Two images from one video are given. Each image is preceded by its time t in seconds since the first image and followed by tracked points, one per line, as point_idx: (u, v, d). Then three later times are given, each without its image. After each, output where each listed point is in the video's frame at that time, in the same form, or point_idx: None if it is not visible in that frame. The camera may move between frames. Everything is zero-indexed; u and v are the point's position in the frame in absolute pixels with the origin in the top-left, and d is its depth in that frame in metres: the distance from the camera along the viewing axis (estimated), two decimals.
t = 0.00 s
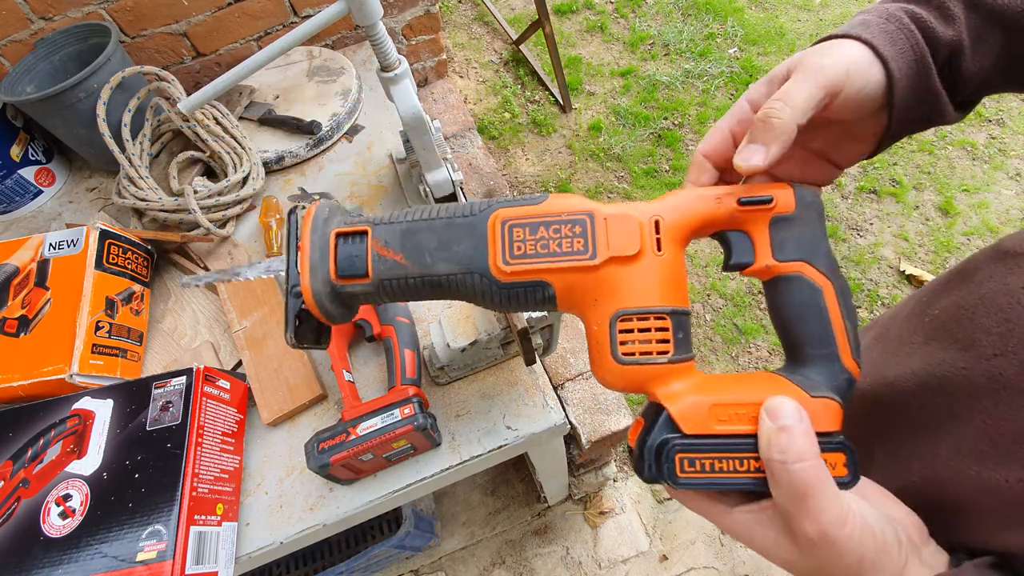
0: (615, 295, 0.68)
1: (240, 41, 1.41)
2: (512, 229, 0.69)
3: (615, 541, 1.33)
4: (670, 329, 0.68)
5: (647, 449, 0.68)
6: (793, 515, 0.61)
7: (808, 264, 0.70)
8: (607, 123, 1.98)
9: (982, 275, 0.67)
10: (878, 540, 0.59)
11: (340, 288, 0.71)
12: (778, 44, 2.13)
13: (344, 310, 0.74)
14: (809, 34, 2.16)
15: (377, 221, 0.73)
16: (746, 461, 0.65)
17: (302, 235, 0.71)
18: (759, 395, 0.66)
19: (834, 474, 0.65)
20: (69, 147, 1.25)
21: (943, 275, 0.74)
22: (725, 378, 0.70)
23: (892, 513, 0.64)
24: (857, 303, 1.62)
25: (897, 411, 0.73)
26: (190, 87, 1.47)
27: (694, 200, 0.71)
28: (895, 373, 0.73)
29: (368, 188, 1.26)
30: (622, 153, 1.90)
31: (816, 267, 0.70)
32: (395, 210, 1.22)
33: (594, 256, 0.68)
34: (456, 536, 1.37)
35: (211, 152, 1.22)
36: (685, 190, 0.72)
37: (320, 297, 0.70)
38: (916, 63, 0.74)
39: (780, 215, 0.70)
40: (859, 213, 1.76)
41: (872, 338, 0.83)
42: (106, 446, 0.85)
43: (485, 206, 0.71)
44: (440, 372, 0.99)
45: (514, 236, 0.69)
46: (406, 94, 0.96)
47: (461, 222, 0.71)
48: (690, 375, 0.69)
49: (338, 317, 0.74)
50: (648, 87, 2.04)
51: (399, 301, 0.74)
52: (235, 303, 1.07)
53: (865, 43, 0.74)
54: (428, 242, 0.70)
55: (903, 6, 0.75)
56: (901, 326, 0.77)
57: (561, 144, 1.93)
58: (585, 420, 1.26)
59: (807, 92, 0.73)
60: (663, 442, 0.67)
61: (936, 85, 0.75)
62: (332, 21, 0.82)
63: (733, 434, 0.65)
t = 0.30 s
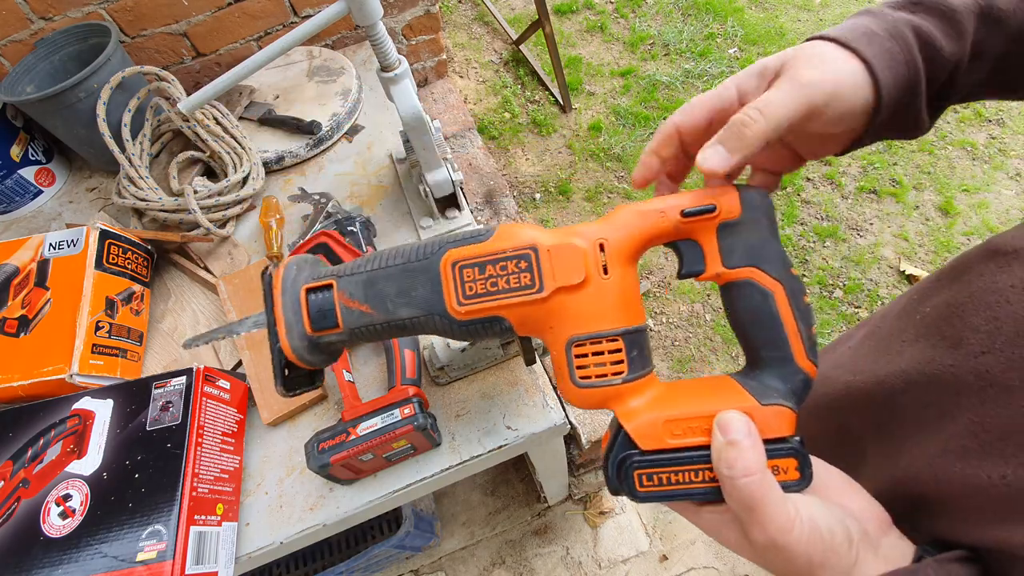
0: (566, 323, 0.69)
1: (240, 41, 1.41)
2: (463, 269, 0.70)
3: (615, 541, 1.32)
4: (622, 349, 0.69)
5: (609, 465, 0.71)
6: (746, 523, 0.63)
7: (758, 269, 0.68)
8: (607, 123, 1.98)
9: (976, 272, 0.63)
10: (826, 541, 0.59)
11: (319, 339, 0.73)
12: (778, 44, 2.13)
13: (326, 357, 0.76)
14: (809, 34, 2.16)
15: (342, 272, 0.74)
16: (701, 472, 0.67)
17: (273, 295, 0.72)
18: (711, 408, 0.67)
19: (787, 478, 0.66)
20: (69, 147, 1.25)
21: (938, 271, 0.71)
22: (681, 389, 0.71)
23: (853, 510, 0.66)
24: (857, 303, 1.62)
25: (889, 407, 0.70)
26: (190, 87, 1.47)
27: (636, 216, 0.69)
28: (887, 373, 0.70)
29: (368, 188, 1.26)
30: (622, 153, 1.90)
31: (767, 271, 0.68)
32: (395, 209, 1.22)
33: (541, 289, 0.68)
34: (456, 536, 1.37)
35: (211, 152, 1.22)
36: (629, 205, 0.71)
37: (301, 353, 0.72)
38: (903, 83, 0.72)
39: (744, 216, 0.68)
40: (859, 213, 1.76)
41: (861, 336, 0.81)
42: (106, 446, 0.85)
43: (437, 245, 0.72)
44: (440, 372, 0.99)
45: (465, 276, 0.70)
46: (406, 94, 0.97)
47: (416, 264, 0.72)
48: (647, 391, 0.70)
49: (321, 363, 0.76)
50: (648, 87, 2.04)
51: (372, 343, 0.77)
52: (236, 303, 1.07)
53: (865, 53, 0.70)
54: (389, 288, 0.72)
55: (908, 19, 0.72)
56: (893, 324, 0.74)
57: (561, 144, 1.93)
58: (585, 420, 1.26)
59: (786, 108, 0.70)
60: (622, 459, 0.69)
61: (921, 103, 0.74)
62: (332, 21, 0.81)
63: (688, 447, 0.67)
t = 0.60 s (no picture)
0: (518, 329, 0.69)
1: (240, 41, 1.41)
2: (411, 279, 0.70)
3: (615, 540, 1.33)
4: (576, 354, 0.69)
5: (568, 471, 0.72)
6: (700, 526, 0.62)
7: (710, 267, 0.67)
8: (607, 123, 1.98)
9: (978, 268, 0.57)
10: (781, 542, 0.59)
11: (269, 354, 0.74)
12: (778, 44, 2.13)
13: (278, 371, 0.77)
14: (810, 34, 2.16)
15: (290, 286, 0.75)
16: (656, 476, 0.68)
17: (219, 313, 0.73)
18: (662, 412, 0.68)
19: (740, 479, 0.68)
20: (70, 147, 1.25)
21: (934, 268, 0.66)
22: (635, 395, 0.72)
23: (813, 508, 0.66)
24: (857, 302, 1.62)
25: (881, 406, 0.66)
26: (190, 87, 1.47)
27: (586, 220, 0.69)
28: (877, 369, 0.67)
29: (368, 188, 1.26)
30: (623, 153, 1.89)
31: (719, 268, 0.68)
32: (395, 209, 1.22)
33: (489, 297, 0.68)
34: (456, 536, 1.37)
35: (211, 152, 1.22)
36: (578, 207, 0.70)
37: (251, 368, 0.74)
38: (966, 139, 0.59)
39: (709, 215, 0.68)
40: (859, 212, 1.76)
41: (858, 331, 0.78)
42: (106, 446, 0.85)
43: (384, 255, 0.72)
44: (439, 372, 0.99)
45: (413, 286, 0.69)
46: (406, 94, 0.97)
47: (364, 274, 0.72)
48: (600, 397, 0.71)
49: (274, 377, 0.77)
50: (648, 87, 2.04)
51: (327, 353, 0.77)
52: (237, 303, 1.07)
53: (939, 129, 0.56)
54: (337, 300, 0.72)
55: (999, 69, 0.54)
56: (888, 319, 0.71)
57: (561, 144, 1.93)
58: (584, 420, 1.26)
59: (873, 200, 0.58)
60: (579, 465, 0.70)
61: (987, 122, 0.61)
62: (332, 21, 0.81)
63: (642, 451, 0.68)
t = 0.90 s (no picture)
0: (497, 332, 0.70)
1: (240, 41, 1.41)
2: (389, 283, 0.70)
3: (615, 540, 1.33)
4: (555, 356, 0.69)
5: (548, 476, 0.71)
6: (681, 530, 0.61)
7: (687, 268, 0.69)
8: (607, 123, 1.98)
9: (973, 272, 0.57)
10: (763, 545, 0.58)
11: (250, 362, 0.74)
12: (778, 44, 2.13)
13: (259, 378, 0.77)
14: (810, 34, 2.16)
15: (268, 293, 0.74)
16: (636, 479, 0.67)
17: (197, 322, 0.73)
18: (642, 414, 0.68)
19: (722, 482, 0.67)
20: (70, 147, 1.25)
21: (932, 268, 0.67)
22: (614, 399, 0.72)
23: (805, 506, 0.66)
24: (857, 302, 1.62)
25: (876, 407, 0.66)
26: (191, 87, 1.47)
27: (562, 223, 0.69)
28: (871, 370, 0.67)
29: (368, 188, 1.26)
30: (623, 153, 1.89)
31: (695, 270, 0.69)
32: (395, 209, 1.22)
33: (467, 300, 0.68)
34: (456, 536, 1.37)
35: (211, 152, 1.22)
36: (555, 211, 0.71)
37: (230, 377, 0.73)
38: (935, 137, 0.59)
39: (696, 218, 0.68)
40: (859, 212, 1.76)
41: (849, 331, 0.78)
42: (106, 446, 0.85)
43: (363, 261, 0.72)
44: (439, 372, 0.99)
45: (391, 291, 0.70)
46: (406, 93, 0.97)
47: (343, 281, 0.72)
48: (580, 400, 0.71)
49: (256, 384, 0.77)
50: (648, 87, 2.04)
51: (309, 359, 0.77)
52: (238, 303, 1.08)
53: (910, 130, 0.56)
54: (317, 306, 0.72)
55: (966, 62, 0.55)
56: (882, 319, 0.71)
57: (561, 144, 1.93)
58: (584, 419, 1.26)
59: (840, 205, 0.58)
60: (560, 469, 0.70)
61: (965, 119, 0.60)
62: (332, 20, 0.81)
63: (622, 454, 0.68)
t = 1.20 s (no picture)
0: (497, 324, 0.70)
1: (240, 41, 1.41)
2: (389, 274, 0.70)
3: (615, 541, 1.32)
4: (555, 349, 0.69)
5: (546, 470, 0.71)
6: (679, 525, 0.62)
7: (688, 263, 0.69)
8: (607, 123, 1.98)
9: (964, 272, 0.57)
10: (761, 540, 0.58)
11: (250, 350, 0.75)
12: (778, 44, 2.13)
13: (258, 368, 0.77)
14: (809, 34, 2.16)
15: (269, 282, 0.74)
16: (635, 473, 0.67)
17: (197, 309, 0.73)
18: (641, 408, 0.68)
19: (720, 477, 0.67)
20: (70, 147, 1.25)
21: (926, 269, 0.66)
22: (614, 391, 0.72)
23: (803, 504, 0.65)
24: (857, 302, 1.62)
25: (869, 407, 0.66)
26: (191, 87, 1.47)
27: (565, 217, 0.70)
28: (868, 370, 0.66)
29: (368, 188, 1.26)
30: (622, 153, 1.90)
31: (696, 265, 0.69)
32: (395, 209, 1.22)
33: (467, 292, 0.68)
34: (456, 536, 1.37)
35: (211, 152, 1.22)
36: (558, 203, 0.71)
37: (231, 365, 0.73)
38: (886, 111, 0.60)
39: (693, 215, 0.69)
40: (859, 212, 1.76)
41: (847, 331, 0.78)
42: (106, 446, 0.85)
43: (363, 252, 0.72)
44: (440, 372, 0.99)
45: (391, 282, 0.70)
46: (406, 93, 0.97)
47: (343, 271, 0.72)
48: (580, 392, 0.71)
49: (256, 374, 0.77)
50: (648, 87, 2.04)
51: (307, 351, 0.77)
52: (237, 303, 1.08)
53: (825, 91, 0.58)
54: (317, 297, 0.72)
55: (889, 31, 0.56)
56: (877, 320, 0.71)
57: (561, 144, 1.93)
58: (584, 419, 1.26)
59: (752, 154, 0.60)
60: (558, 462, 0.70)
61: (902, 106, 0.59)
62: (332, 20, 0.81)
63: (621, 447, 0.68)
